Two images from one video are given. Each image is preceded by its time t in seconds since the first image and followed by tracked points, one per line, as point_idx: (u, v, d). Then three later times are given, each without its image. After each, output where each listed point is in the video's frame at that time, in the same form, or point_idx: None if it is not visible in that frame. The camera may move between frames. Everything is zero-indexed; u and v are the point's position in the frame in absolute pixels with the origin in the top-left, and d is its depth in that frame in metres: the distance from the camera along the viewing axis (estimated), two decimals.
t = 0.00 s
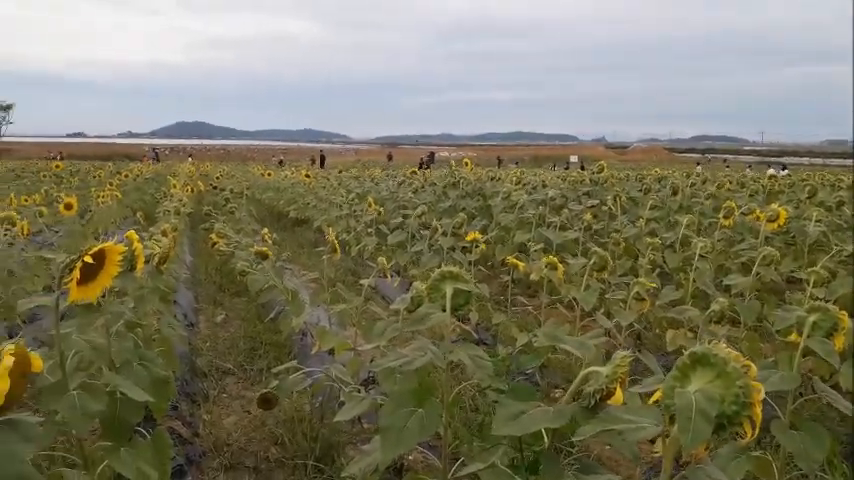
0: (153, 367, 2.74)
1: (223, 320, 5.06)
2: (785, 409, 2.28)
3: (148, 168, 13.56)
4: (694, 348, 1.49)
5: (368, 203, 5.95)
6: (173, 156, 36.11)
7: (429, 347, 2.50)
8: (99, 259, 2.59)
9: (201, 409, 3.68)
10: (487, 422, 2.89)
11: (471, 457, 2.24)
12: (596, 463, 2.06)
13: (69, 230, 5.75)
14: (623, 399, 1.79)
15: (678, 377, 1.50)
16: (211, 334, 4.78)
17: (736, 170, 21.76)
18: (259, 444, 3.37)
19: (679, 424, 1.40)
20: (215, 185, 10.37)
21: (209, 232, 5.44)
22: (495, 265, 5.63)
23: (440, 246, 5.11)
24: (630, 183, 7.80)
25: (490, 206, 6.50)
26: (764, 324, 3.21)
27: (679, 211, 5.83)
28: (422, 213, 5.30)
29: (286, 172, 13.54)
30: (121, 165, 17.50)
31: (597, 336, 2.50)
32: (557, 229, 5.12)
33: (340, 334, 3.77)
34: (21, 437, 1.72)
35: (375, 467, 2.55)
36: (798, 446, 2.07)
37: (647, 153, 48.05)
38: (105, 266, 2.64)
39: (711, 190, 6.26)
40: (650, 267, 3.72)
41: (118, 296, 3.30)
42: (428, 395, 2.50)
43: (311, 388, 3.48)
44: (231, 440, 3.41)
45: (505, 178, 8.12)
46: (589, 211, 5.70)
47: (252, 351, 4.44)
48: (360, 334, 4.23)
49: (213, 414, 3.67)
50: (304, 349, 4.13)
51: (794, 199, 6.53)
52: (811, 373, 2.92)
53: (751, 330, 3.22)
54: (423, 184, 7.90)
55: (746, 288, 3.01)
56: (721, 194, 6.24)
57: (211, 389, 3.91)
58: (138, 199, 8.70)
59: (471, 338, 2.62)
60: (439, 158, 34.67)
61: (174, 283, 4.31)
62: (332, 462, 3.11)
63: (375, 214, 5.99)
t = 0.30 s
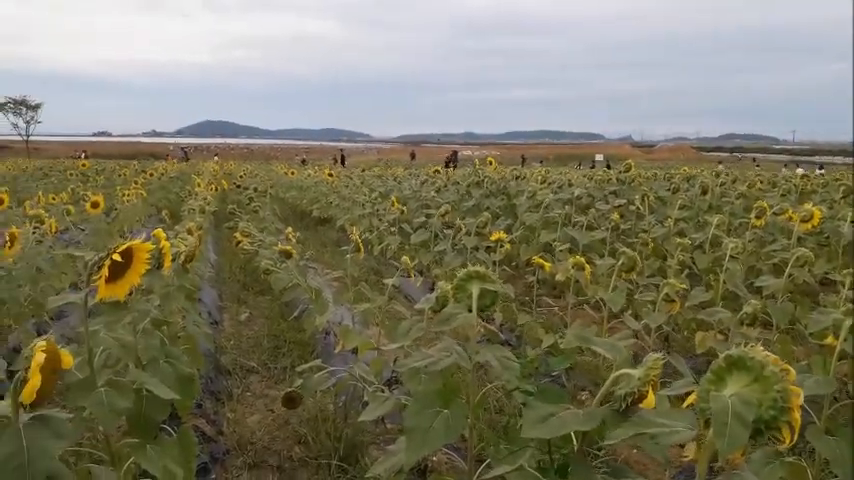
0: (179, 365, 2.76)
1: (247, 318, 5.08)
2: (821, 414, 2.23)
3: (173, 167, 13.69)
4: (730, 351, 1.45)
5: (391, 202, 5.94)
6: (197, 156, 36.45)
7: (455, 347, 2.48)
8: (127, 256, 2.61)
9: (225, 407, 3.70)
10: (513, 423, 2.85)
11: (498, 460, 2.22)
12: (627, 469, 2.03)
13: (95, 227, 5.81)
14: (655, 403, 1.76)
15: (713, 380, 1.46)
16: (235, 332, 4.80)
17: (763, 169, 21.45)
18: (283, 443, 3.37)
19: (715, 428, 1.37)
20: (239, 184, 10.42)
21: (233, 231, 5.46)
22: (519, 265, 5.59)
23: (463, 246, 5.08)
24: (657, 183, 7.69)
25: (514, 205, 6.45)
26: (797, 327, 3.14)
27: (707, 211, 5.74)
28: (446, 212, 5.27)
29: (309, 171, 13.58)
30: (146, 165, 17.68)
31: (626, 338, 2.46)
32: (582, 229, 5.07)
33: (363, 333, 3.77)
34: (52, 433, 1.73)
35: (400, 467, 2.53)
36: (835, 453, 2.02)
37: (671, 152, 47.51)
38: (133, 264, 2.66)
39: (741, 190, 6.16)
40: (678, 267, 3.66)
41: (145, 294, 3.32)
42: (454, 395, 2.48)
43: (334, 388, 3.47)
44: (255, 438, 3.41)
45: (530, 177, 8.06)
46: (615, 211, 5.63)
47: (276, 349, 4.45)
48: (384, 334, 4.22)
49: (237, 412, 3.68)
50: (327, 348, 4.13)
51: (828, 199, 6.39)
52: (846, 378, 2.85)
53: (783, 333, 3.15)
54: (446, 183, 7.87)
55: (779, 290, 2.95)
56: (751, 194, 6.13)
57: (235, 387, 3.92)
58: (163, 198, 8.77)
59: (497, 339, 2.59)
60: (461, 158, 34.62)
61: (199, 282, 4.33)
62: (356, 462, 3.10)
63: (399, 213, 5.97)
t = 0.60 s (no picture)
0: (207, 358, 2.78)
1: (272, 312, 5.12)
2: None
3: (198, 163, 13.80)
4: (768, 350, 1.44)
5: (415, 197, 5.93)
6: (221, 151, 36.74)
7: (481, 343, 2.47)
8: (157, 250, 2.64)
9: (252, 400, 3.74)
10: (541, 420, 2.83)
11: (525, 457, 2.22)
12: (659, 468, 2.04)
13: (122, 222, 5.88)
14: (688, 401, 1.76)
15: (750, 379, 1.45)
16: (261, 327, 4.83)
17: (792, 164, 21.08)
18: (309, 436, 3.39)
19: (753, 427, 1.36)
20: (263, 179, 10.48)
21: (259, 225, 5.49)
22: (544, 261, 5.56)
23: (487, 241, 5.07)
24: (685, 178, 7.59)
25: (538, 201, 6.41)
26: (830, 324, 3.09)
27: (736, 207, 5.65)
28: (470, 207, 5.25)
29: (332, 167, 13.60)
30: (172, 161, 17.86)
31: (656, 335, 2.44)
32: (608, 224, 5.02)
33: (388, 328, 3.78)
34: (86, 426, 1.76)
35: (426, 463, 2.53)
36: None
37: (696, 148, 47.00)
38: (164, 258, 2.69)
39: (771, 185, 6.05)
40: (707, 263, 3.62)
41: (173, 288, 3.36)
42: (481, 392, 2.47)
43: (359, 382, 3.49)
44: (282, 431, 3.45)
45: (554, 172, 8.00)
46: (642, 206, 5.57)
47: (302, 343, 4.47)
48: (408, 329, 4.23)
49: (263, 405, 3.72)
50: (352, 343, 4.15)
51: None
52: None
53: (816, 330, 3.10)
54: (470, 178, 7.84)
55: (811, 287, 2.90)
56: (782, 189, 6.02)
57: (261, 381, 3.96)
58: (189, 193, 8.86)
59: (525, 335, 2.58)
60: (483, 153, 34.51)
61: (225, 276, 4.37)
62: (382, 457, 3.11)
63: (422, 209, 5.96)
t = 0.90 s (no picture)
0: (239, 355, 2.80)
1: (301, 309, 5.15)
2: None
3: (227, 161, 13.94)
4: (811, 350, 1.40)
5: (444, 195, 5.91)
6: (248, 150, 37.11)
7: (513, 342, 2.45)
8: (190, 248, 2.65)
9: (282, 397, 3.77)
10: (573, 419, 2.80)
11: (559, 457, 2.19)
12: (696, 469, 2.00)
13: (154, 221, 5.95)
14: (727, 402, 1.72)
15: (793, 380, 1.42)
16: (290, 324, 4.85)
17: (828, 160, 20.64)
18: (339, 433, 3.40)
19: (796, 430, 1.32)
20: (292, 177, 10.54)
21: (288, 223, 5.52)
22: (574, 259, 5.50)
23: (517, 239, 5.03)
24: (719, 174, 7.45)
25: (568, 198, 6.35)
26: None
27: (772, 203, 5.53)
28: (499, 204, 5.21)
29: (359, 165, 13.62)
30: (202, 160, 18.07)
31: (692, 335, 2.39)
32: (640, 222, 4.96)
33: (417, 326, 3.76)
34: (122, 422, 1.77)
35: (458, 462, 2.53)
36: None
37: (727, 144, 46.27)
38: (196, 255, 2.70)
39: (809, 181, 5.91)
40: (742, 262, 3.55)
41: (204, 286, 3.38)
42: (512, 390, 2.45)
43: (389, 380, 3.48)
44: (312, 428, 3.47)
45: (584, 169, 7.92)
46: (674, 203, 5.48)
47: (331, 341, 4.49)
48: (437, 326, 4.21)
49: (293, 402, 3.74)
50: (380, 341, 4.15)
51: None
52: None
53: None
54: (498, 175, 7.80)
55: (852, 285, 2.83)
56: (820, 185, 5.88)
57: (290, 378, 3.98)
58: (219, 192, 8.94)
59: (557, 334, 2.55)
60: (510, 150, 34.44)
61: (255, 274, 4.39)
62: (412, 455, 3.10)
63: (451, 206, 5.94)
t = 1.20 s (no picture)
0: (266, 354, 2.82)
1: (326, 308, 5.16)
2: None
3: (250, 162, 14.04)
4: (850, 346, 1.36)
5: (467, 193, 5.89)
6: (270, 150, 37.28)
7: (541, 340, 2.43)
8: (218, 248, 2.66)
9: (308, 396, 3.78)
10: (601, 418, 2.77)
11: (589, 456, 2.17)
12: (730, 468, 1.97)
13: (180, 222, 6.00)
14: (761, 400, 1.69)
15: (831, 376, 1.38)
16: (315, 322, 4.87)
17: None
18: (365, 432, 3.41)
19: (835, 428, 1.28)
20: (315, 177, 10.58)
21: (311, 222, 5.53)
22: (599, 256, 5.45)
23: (541, 236, 4.99)
24: (748, 168, 7.34)
25: (593, 194, 6.30)
26: None
27: (803, 197, 5.43)
28: (523, 201, 5.18)
29: (382, 163, 13.63)
30: (225, 160, 18.19)
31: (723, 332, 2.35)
32: (667, 218, 4.89)
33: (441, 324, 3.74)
34: (153, 420, 1.79)
35: (485, 460, 2.51)
36: None
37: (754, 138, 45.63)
38: (224, 255, 2.71)
39: (841, 174, 5.79)
40: (773, 257, 3.49)
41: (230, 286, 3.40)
42: (540, 389, 2.42)
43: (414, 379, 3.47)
44: (338, 427, 3.48)
45: (609, 165, 7.85)
46: (702, 198, 5.40)
47: (355, 339, 4.49)
48: (462, 324, 4.19)
49: (319, 401, 3.75)
50: (405, 339, 4.14)
51: None
52: None
53: None
54: (521, 172, 7.75)
55: None
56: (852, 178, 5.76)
57: (316, 376, 3.99)
58: (242, 192, 8.99)
59: (586, 332, 2.52)
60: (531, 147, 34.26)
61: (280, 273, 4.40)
62: (439, 453, 3.09)
63: (474, 204, 5.91)
